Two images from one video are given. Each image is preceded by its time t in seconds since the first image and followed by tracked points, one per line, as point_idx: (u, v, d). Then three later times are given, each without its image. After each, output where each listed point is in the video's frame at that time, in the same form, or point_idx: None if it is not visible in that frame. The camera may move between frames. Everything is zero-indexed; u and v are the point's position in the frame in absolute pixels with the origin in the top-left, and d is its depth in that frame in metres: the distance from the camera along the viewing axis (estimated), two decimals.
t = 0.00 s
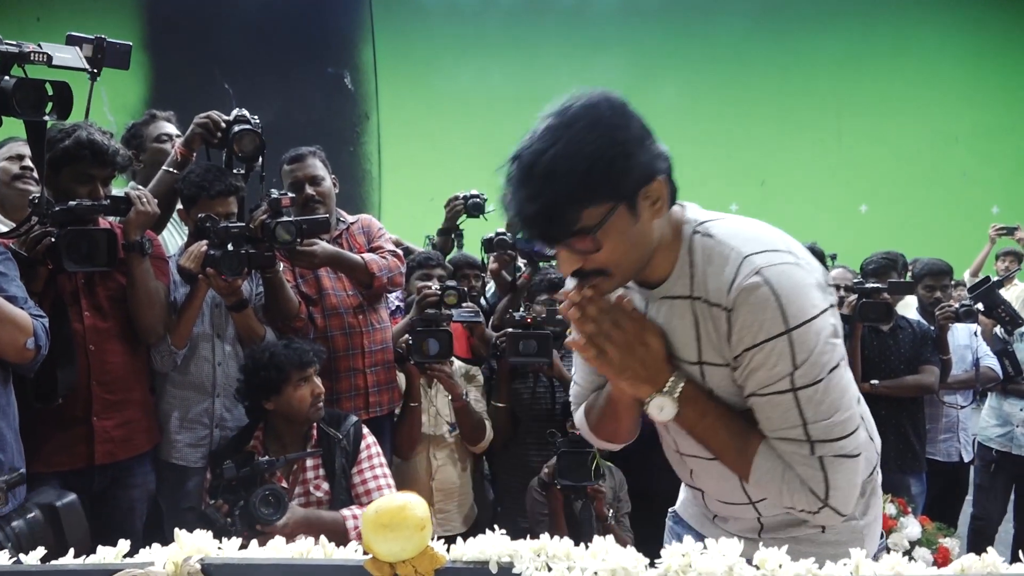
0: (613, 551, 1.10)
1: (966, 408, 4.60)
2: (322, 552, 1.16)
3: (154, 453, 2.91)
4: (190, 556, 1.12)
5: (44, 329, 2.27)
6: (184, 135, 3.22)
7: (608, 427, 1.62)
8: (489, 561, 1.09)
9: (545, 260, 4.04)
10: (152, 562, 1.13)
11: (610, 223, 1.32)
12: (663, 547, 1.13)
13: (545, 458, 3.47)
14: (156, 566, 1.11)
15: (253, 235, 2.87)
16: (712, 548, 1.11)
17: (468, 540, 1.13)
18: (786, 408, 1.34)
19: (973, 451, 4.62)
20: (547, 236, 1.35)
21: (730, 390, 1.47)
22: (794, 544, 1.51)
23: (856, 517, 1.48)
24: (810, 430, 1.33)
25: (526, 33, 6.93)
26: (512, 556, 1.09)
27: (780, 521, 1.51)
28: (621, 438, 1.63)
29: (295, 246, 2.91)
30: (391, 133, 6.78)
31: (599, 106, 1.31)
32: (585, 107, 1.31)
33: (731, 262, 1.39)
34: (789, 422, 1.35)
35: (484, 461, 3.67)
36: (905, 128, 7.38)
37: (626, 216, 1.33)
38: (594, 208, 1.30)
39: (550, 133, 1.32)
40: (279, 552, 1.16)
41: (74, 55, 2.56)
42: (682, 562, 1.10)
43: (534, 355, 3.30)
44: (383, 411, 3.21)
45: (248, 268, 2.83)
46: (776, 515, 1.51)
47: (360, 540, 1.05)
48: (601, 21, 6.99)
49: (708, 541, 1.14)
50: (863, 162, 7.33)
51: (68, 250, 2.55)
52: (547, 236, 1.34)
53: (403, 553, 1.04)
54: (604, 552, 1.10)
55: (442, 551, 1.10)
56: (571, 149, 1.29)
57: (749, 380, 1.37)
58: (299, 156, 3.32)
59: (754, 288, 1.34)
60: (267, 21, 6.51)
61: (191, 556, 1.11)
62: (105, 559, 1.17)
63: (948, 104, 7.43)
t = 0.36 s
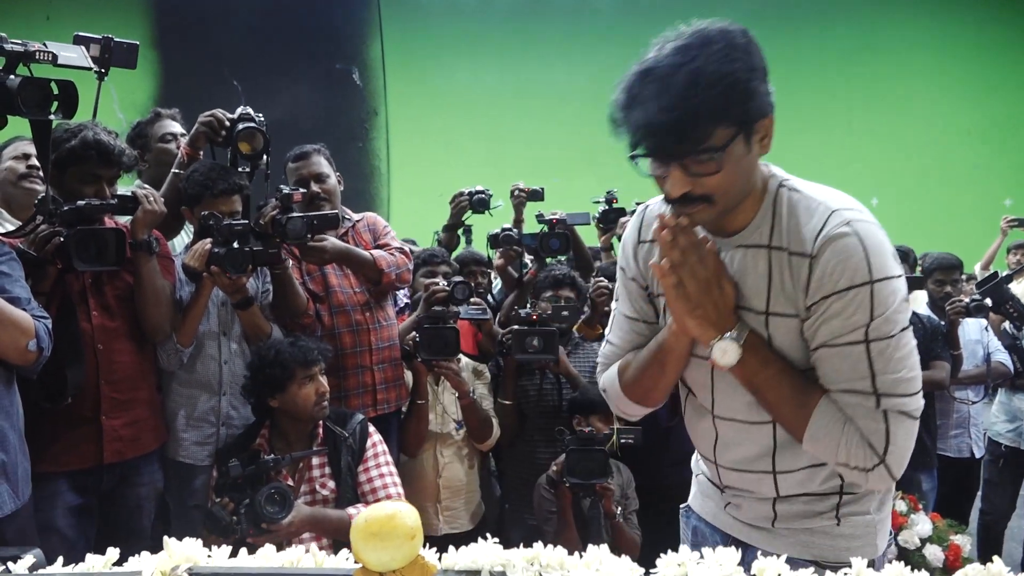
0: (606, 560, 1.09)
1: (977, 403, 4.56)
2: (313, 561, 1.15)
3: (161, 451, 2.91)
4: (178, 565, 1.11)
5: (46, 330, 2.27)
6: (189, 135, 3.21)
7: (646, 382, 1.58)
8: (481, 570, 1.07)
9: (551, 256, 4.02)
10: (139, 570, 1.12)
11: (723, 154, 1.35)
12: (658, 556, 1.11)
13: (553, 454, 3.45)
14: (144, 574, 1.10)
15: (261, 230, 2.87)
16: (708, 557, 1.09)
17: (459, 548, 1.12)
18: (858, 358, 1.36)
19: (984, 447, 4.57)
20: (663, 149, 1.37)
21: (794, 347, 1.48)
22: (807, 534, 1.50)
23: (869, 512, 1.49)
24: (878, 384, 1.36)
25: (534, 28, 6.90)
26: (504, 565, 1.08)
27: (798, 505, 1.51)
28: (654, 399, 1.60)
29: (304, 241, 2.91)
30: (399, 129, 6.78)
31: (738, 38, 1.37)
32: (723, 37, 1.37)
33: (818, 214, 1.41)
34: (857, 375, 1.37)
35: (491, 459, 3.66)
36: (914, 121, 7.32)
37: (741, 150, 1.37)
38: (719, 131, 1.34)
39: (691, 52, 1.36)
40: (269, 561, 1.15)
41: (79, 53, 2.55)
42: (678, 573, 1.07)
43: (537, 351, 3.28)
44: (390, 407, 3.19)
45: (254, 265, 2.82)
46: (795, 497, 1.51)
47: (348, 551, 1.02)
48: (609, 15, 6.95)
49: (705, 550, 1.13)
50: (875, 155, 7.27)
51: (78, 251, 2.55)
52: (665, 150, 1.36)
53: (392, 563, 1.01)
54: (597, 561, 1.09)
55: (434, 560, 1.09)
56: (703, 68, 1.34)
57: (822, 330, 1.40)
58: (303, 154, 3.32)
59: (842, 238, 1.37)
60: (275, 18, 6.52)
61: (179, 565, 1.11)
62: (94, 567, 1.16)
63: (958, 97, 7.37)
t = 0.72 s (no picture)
0: (631, 545, 1.08)
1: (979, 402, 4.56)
2: (333, 543, 1.15)
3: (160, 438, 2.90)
4: (197, 545, 1.10)
5: (54, 314, 2.25)
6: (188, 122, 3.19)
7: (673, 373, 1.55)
8: (504, 554, 1.07)
9: (553, 249, 4.01)
10: (160, 550, 1.12)
11: (737, 146, 1.38)
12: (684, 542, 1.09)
13: (555, 448, 3.45)
14: (163, 555, 1.10)
15: (263, 217, 2.86)
16: (735, 543, 1.07)
17: (481, 532, 1.10)
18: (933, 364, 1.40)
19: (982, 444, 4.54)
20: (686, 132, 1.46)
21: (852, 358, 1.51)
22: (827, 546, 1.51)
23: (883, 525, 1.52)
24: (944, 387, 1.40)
25: (539, 21, 6.88)
26: (528, 549, 1.07)
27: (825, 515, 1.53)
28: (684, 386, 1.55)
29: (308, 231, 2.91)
30: (402, 121, 6.77)
31: (806, 47, 1.44)
32: (791, 44, 1.45)
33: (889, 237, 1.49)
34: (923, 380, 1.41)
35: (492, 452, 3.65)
36: (918, 119, 7.30)
37: (761, 145, 1.39)
38: (740, 121, 1.39)
39: (760, 58, 1.47)
40: (290, 542, 1.14)
41: (91, 37, 2.57)
42: (704, 557, 1.05)
43: (549, 345, 3.29)
44: (391, 399, 3.17)
45: (260, 254, 2.80)
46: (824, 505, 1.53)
47: (371, 530, 1.05)
48: (615, 9, 6.92)
49: (731, 536, 1.11)
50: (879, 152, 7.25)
51: (84, 232, 2.56)
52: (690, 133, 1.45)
53: (415, 545, 1.04)
54: (623, 546, 1.08)
55: (456, 543, 1.08)
56: (756, 70, 1.44)
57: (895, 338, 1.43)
58: (306, 143, 3.29)
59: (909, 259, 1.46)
60: (279, 8, 6.50)
61: (199, 545, 1.10)
62: (112, 547, 1.16)
63: (963, 96, 7.35)
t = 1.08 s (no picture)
0: (620, 547, 1.08)
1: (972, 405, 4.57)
2: (321, 545, 1.14)
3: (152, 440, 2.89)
4: (185, 547, 1.10)
5: (47, 316, 2.25)
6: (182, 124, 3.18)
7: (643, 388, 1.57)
8: (493, 556, 1.07)
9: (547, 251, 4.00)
10: (145, 553, 1.11)
11: (675, 152, 1.39)
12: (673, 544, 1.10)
13: (549, 451, 3.44)
14: (151, 557, 1.10)
15: (255, 220, 2.84)
16: (724, 545, 1.08)
17: (471, 534, 1.10)
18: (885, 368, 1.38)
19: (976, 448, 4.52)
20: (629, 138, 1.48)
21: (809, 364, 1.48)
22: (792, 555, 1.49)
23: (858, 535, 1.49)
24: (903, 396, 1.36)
25: (535, 24, 6.88)
26: (516, 551, 1.07)
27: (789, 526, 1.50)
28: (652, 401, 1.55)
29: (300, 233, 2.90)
30: (397, 124, 6.77)
31: (745, 50, 1.45)
32: (730, 49, 1.45)
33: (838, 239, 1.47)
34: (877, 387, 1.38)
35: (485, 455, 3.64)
36: (911, 124, 7.32)
37: (697, 150, 1.38)
38: (678, 125, 1.39)
39: (699, 62, 1.48)
40: (277, 544, 1.14)
41: (88, 38, 2.56)
42: (693, 560, 1.06)
43: (542, 348, 3.28)
44: (384, 401, 3.16)
45: (252, 256, 2.79)
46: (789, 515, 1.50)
47: (360, 533, 1.05)
48: (611, 13, 6.93)
49: (721, 538, 1.11)
50: (872, 156, 7.28)
51: (77, 233, 2.54)
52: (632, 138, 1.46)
53: (403, 547, 1.03)
54: (612, 548, 1.08)
55: (444, 545, 1.08)
56: (695, 75, 1.45)
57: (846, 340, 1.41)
58: (299, 145, 3.29)
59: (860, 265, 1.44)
60: (275, 11, 6.50)
61: (187, 547, 1.10)
62: (98, 549, 1.16)
63: (958, 100, 7.35)
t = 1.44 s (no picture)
0: (594, 549, 1.08)
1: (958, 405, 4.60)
2: (297, 548, 1.15)
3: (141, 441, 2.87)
4: (160, 550, 1.10)
5: (38, 317, 2.24)
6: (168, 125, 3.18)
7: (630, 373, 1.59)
8: (469, 558, 1.07)
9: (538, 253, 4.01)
10: (120, 556, 1.11)
11: (659, 133, 1.40)
12: (648, 546, 1.10)
13: (539, 452, 3.44)
14: (125, 560, 1.10)
15: (246, 220, 2.86)
16: (699, 547, 1.08)
17: (447, 536, 1.11)
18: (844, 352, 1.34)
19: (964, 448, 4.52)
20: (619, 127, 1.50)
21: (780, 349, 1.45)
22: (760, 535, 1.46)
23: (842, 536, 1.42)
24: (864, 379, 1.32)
25: (527, 25, 6.88)
26: (492, 554, 1.08)
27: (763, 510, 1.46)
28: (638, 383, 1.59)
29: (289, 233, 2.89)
30: (389, 125, 6.76)
31: (723, 38, 1.45)
32: (710, 37, 1.46)
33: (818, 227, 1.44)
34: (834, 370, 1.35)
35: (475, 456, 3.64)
36: (902, 124, 7.34)
37: (678, 131, 1.39)
38: (660, 109, 1.40)
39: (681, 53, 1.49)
40: (253, 547, 1.14)
41: (80, 40, 2.52)
42: (667, 561, 1.07)
43: (530, 349, 3.28)
44: (373, 402, 3.15)
45: (238, 257, 2.79)
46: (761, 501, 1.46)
47: (335, 536, 1.05)
48: (604, 14, 6.94)
49: (696, 540, 1.12)
50: (863, 157, 7.29)
51: (66, 235, 2.53)
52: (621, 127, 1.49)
53: (378, 550, 1.03)
54: (586, 550, 1.08)
55: (420, 548, 1.09)
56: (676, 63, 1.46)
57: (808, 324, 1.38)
58: (289, 146, 3.28)
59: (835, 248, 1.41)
60: (267, 11, 6.49)
61: (161, 551, 1.10)
62: (73, 553, 1.15)
63: (949, 102, 7.38)
